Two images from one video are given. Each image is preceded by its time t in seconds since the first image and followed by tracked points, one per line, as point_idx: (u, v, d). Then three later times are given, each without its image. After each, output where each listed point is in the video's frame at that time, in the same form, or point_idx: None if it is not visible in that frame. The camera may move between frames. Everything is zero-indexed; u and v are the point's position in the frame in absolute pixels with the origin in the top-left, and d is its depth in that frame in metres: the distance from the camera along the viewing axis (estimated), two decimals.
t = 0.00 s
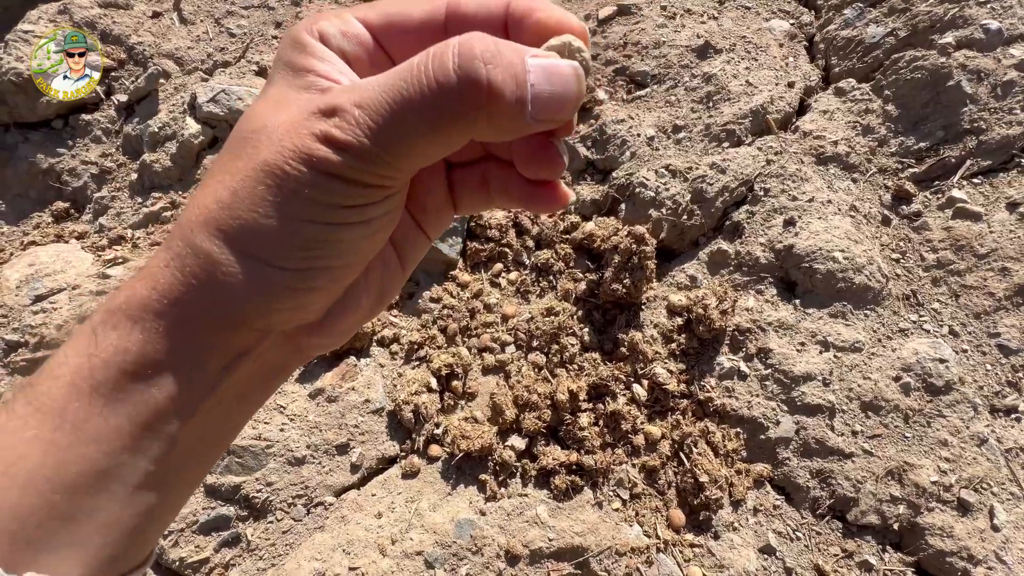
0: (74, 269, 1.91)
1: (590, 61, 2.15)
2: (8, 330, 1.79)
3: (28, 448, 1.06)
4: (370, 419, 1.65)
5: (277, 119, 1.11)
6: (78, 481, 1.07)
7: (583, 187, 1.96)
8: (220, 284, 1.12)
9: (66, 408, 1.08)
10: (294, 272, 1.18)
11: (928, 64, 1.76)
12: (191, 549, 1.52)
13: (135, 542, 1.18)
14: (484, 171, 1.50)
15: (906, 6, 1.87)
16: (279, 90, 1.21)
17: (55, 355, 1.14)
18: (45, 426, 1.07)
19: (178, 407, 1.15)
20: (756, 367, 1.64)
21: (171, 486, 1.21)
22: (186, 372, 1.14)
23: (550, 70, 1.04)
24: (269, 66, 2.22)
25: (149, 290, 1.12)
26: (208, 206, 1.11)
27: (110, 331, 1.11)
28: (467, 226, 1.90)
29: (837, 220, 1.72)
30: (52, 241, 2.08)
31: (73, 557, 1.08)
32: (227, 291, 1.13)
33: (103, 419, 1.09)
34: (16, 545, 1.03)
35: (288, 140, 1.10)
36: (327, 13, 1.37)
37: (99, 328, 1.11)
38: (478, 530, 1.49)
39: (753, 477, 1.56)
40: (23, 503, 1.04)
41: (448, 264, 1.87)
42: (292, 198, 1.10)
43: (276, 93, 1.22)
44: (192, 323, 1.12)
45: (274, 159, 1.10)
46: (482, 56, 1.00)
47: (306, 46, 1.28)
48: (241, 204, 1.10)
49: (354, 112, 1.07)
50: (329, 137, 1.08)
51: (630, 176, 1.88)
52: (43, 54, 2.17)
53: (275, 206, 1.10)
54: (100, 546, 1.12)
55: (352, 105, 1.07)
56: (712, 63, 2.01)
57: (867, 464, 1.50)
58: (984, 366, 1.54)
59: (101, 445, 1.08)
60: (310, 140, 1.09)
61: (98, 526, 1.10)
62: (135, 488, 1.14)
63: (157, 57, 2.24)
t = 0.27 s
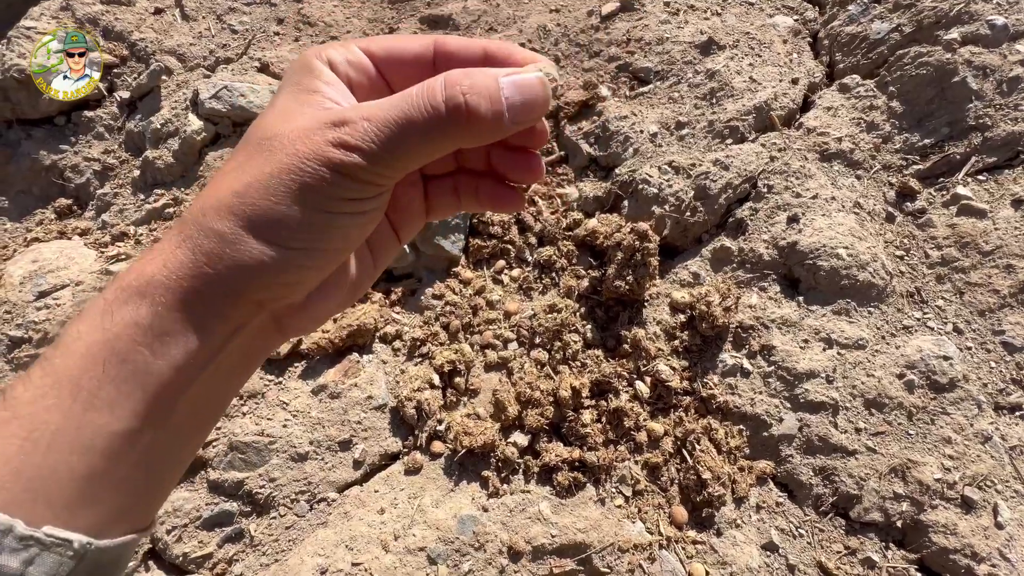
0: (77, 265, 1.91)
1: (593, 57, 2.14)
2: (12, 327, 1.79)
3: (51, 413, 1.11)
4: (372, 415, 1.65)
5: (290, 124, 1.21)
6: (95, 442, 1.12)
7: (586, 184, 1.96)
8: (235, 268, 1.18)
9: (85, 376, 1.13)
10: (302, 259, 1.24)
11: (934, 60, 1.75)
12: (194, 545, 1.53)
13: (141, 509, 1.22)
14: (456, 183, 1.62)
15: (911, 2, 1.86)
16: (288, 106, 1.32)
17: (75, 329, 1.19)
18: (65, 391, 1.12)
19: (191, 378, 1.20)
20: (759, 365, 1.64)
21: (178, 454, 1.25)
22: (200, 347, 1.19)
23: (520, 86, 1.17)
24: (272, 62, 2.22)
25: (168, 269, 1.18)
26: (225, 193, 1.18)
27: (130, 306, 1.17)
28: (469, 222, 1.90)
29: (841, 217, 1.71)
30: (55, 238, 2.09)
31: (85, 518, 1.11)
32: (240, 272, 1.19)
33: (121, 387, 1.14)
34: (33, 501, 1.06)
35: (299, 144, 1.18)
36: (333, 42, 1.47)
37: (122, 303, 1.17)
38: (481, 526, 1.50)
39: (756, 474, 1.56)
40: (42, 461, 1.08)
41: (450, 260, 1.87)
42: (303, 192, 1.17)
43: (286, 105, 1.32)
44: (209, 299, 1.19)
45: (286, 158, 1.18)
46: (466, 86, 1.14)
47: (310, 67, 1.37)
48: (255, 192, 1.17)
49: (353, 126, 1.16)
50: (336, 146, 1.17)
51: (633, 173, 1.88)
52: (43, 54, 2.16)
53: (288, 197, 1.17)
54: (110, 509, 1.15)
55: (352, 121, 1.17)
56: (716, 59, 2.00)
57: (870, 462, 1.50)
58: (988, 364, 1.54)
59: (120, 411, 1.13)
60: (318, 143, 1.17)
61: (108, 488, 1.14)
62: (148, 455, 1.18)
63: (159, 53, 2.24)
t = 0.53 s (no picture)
0: (80, 264, 1.91)
1: (596, 56, 2.14)
2: (16, 325, 1.79)
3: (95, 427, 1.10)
4: (376, 414, 1.65)
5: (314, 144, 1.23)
6: (139, 454, 1.11)
7: (589, 183, 1.95)
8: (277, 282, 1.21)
9: (130, 390, 1.12)
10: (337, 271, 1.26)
11: (940, 58, 1.74)
12: (198, 543, 1.53)
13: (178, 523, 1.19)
14: (461, 209, 1.64)
15: None
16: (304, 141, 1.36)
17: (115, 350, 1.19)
18: (108, 405, 1.11)
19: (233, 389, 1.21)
20: (763, 364, 1.64)
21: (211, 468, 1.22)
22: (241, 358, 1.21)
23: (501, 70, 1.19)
24: (274, 60, 2.22)
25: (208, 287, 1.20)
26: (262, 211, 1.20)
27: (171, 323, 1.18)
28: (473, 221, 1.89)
29: (846, 216, 1.71)
30: (59, 236, 2.09)
31: (127, 529, 1.09)
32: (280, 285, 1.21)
33: (169, 399, 1.14)
34: (74, 513, 1.04)
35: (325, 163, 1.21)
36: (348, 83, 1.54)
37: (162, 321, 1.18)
38: (484, 525, 1.50)
39: (760, 474, 1.55)
40: (87, 475, 1.06)
41: (453, 259, 1.87)
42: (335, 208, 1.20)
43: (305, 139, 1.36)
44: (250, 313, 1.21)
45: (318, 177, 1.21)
46: (454, 73, 1.13)
47: (327, 101, 1.44)
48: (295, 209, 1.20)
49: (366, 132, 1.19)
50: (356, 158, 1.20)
51: (636, 172, 1.87)
52: (43, 54, 2.15)
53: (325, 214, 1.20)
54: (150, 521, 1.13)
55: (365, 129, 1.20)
56: (720, 57, 1.99)
57: (875, 461, 1.49)
58: (994, 363, 1.53)
59: (166, 423, 1.13)
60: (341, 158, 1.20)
61: (144, 498, 1.11)
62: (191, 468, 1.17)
63: (161, 52, 2.24)
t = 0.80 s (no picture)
0: (78, 262, 1.91)
1: (597, 54, 2.12)
2: (14, 324, 1.79)
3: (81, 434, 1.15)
4: (375, 414, 1.65)
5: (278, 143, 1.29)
6: (119, 452, 1.15)
7: (590, 181, 1.94)
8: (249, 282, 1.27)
9: (110, 390, 1.19)
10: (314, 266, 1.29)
11: (943, 56, 1.73)
12: (196, 543, 1.52)
13: (163, 525, 1.19)
14: (474, 198, 1.55)
15: None
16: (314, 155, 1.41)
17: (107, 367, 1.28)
18: (90, 407, 1.17)
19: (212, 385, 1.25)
20: (764, 364, 1.62)
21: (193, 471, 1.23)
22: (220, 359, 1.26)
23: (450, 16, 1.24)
24: (273, 58, 2.21)
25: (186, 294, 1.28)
26: (235, 221, 1.29)
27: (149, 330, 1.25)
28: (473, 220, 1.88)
29: (848, 216, 1.70)
30: (58, 235, 2.08)
31: (113, 531, 1.11)
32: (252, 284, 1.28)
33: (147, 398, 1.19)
34: (60, 518, 1.06)
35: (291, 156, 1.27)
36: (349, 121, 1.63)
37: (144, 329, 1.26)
38: (484, 526, 1.49)
39: (761, 474, 1.54)
40: (71, 477, 1.10)
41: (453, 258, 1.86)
42: (302, 198, 1.25)
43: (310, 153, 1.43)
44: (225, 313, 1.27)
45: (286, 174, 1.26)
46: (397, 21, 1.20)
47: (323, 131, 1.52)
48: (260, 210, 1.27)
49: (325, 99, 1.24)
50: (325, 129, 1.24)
51: (637, 170, 1.86)
52: (43, 54, 2.14)
53: (295, 206, 1.25)
54: (132, 521, 1.13)
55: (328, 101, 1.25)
56: (721, 55, 1.98)
57: (877, 462, 1.48)
58: (997, 364, 1.52)
59: (146, 421, 1.18)
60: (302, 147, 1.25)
61: (123, 498, 1.13)
62: (176, 467, 1.20)
63: (160, 50, 2.23)
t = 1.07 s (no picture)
0: (77, 262, 1.90)
1: (598, 53, 2.12)
2: (13, 324, 1.78)
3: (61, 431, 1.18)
4: (375, 414, 1.64)
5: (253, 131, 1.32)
6: (89, 442, 1.16)
7: (591, 181, 1.94)
8: (219, 271, 1.28)
9: (84, 383, 1.21)
10: (282, 246, 1.27)
11: (945, 56, 1.72)
12: (196, 544, 1.51)
13: (138, 517, 1.17)
14: (476, 190, 1.45)
15: None
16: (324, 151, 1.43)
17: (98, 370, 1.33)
18: (64, 398, 1.20)
19: (182, 374, 1.25)
20: (765, 365, 1.62)
21: (165, 463, 1.21)
22: (191, 348, 1.26)
23: None
24: (273, 58, 2.21)
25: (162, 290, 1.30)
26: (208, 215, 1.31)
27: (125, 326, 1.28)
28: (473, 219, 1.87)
29: (850, 216, 1.69)
30: (57, 235, 2.08)
31: (81, 525, 1.10)
32: (223, 272, 1.28)
33: (118, 389, 1.21)
34: (28, 509, 1.07)
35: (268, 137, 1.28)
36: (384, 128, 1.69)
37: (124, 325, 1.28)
38: (484, 527, 1.48)
39: (762, 475, 1.54)
40: (41, 468, 1.11)
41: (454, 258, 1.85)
42: (271, 180, 1.26)
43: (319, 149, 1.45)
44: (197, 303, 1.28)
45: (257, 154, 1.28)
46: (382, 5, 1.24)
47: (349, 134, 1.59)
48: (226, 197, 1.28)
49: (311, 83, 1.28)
50: (312, 105, 1.26)
51: (638, 170, 1.86)
52: (43, 54, 2.14)
53: (263, 189, 1.26)
54: (102, 510, 1.13)
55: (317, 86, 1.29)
56: (722, 55, 1.98)
57: (879, 463, 1.48)
58: (999, 364, 1.52)
59: (117, 411, 1.19)
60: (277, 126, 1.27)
61: (90, 486, 1.13)
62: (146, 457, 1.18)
63: (160, 49, 2.22)
